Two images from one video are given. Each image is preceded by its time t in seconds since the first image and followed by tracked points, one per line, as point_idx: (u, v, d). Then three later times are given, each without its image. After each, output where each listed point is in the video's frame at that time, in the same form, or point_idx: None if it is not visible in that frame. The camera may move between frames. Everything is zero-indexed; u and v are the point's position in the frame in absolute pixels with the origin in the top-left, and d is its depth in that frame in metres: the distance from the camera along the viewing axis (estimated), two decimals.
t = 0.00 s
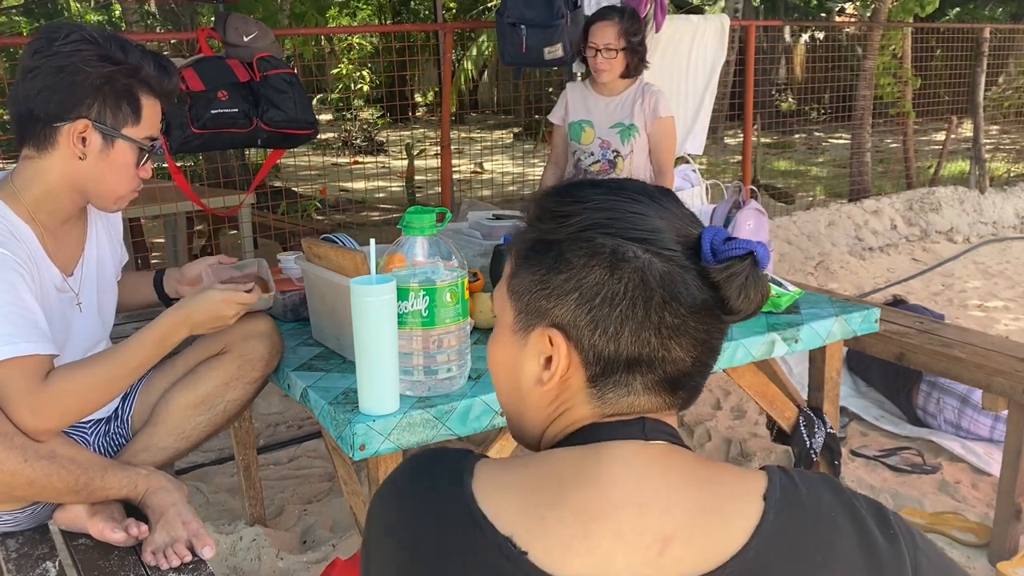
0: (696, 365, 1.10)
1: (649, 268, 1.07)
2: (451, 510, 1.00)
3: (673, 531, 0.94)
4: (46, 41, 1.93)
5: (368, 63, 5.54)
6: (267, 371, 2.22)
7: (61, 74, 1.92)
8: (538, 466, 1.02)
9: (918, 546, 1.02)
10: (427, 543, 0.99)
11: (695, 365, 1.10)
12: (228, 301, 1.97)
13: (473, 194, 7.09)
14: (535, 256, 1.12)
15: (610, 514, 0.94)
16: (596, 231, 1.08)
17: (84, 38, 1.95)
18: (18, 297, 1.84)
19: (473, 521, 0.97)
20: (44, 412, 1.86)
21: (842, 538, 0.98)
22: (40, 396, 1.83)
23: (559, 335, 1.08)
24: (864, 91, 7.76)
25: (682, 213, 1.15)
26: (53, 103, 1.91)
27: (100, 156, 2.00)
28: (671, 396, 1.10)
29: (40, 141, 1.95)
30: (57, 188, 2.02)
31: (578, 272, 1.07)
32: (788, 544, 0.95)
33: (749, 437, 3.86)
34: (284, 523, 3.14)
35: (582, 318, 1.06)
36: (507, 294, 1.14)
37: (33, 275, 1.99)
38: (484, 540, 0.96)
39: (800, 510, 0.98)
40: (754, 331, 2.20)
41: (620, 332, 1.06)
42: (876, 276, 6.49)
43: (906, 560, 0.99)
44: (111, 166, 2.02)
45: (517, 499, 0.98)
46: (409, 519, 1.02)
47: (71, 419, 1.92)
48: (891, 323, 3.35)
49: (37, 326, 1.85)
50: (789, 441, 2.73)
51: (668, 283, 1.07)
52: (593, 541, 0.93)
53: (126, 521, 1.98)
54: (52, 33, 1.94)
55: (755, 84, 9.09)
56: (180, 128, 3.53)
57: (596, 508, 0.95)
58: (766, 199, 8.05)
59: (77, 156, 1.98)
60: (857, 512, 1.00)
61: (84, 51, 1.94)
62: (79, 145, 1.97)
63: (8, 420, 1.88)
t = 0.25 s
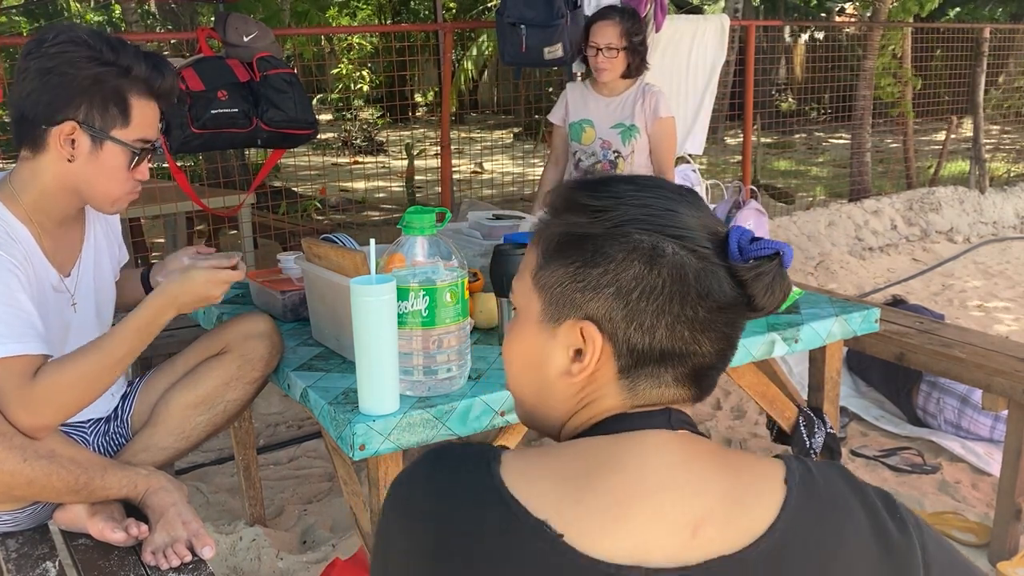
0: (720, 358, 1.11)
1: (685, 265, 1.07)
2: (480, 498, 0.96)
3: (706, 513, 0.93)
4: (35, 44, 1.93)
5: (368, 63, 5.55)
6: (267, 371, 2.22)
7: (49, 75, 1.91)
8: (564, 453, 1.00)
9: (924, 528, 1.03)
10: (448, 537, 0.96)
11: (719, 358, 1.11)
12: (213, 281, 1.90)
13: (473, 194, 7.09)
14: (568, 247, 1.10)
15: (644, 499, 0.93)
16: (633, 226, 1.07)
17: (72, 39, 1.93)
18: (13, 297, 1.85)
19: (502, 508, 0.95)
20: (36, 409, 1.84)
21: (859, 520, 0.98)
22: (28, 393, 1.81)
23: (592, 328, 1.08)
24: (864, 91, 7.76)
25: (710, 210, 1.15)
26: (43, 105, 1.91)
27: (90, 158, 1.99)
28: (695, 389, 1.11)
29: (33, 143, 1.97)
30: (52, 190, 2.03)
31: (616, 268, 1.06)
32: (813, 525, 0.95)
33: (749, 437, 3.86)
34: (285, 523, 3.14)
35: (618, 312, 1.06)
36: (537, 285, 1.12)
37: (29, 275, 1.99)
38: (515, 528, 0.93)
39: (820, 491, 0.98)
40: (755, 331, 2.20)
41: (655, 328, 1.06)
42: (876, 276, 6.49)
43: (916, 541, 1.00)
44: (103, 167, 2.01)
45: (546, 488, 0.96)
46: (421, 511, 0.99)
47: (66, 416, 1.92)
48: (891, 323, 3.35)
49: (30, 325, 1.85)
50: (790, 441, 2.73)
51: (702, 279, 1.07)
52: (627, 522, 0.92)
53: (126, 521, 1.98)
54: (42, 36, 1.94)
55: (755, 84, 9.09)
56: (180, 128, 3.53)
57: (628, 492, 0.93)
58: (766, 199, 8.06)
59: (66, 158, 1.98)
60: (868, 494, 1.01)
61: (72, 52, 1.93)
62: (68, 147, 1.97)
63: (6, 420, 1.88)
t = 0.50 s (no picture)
0: (735, 357, 1.14)
1: (712, 266, 1.08)
2: (497, 492, 0.96)
3: (732, 498, 0.95)
4: (36, 61, 1.98)
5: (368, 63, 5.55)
6: (267, 371, 2.22)
7: (46, 87, 1.95)
8: (589, 445, 1.01)
9: (921, 520, 1.08)
10: (460, 535, 0.96)
11: (735, 357, 1.14)
12: (178, 250, 1.89)
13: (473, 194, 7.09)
14: (598, 246, 1.10)
15: (671, 486, 0.94)
16: (663, 228, 1.08)
17: (69, 51, 1.97)
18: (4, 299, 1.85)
19: (532, 499, 0.94)
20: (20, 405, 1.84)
21: (869, 508, 1.02)
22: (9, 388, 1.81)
23: (620, 327, 1.08)
24: (864, 91, 7.76)
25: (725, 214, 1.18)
26: (41, 117, 1.95)
27: (86, 167, 1.99)
28: (711, 387, 1.13)
29: (35, 153, 1.99)
30: (51, 200, 2.03)
31: (648, 267, 1.06)
32: (829, 509, 0.98)
33: (749, 437, 3.86)
34: (285, 523, 3.14)
35: (648, 311, 1.06)
36: (563, 282, 1.11)
37: (25, 277, 2.00)
38: (551, 518, 0.93)
39: (832, 479, 1.02)
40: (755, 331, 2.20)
41: (683, 327, 1.07)
42: (876, 276, 6.49)
43: (916, 530, 1.05)
44: (98, 177, 2.01)
45: (575, 478, 0.96)
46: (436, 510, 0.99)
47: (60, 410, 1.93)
48: (891, 323, 3.35)
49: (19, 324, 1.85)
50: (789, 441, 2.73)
51: (727, 281, 1.09)
52: (657, 506, 0.93)
53: (126, 521, 1.97)
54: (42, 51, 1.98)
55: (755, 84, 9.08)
56: (180, 128, 3.53)
57: (656, 479, 0.95)
58: (767, 199, 8.06)
59: (64, 168, 1.99)
60: (873, 486, 1.05)
61: (66, 63, 1.96)
62: (66, 156, 1.97)
63: None
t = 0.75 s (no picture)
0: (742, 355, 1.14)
1: (721, 264, 1.09)
2: (500, 488, 0.97)
3: (739, 487, 0.95)
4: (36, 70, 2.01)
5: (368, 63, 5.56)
6: (267, 371, 2.22)
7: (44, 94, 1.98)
8: (596, 439, 1.02)
9: (918, 513, 1.09)
10: (468, 537, 0.96)
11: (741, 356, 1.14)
12: (156, 237, 1.85)
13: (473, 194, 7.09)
14: (609, 242, 1.10)
15: (681, 475, 0.95)
16: (673, 226, 1.09)
17: (60, 57, 1.98)
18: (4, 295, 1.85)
19: (544, 492, 0.94)
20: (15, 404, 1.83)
21: (870, 498, 1.02)
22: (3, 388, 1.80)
23: (631, 322, 1.08)
24: (864, 91, 7.77)
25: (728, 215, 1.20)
26: (41, 124, 1.99)
27: (83, 171, 2.00)
28: (718, 384, 1.13)
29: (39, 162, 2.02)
30: (57, 205, 2.04)
31: (659, 264, 1.07)
32: (833, 498, 0.99)
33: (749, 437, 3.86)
34: (285, 523, 3.14)
35: (659, 307, 1.06)
36: (573, 278, 1.11)
37: (26, 278, 1.99)
38: (563, 509, 0.93)
39: (834, 470, 1.02)
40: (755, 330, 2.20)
41: (693, 323, 1.07)
42: (876, 276, 6.49)
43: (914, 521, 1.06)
44: (93, 179, 2.01)
45: (584, 471, 0.96)
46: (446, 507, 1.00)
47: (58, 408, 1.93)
48: (892, 323, 3.35)
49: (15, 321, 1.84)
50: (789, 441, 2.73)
51: (736, 280, 1.10)
52: (667, 495, 0.93)
53: (126, 521, 1.97)
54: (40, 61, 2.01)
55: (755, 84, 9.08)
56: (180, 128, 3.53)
57: (664, 470, 0.95)
58: (767, 199, 8.06)
59: (64, 174, 2.00)
60: (872, 478, 1.06)
61: (58, 70, 1.97)
62: (64, 160, 1.98)
63: None
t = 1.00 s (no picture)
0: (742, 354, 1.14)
1: (721, 263, 1.09)
2: (502, 486, 0.96)
3: (740, 482, 0.95)
4: (36, 71, 2.00)
5: (368, 63, 5.56)
6: (267, 371, 2.22)
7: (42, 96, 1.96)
8: (597, 436, 1.02)
9: (916, 511, 1.09)
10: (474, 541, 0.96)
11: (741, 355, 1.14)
12: (133, 228, 1.80)
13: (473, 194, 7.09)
14: (611, 241, 1.10)
15: (680, 469, 0.95)
16: (674, 225, 1.10)
17: (57, 60, 1.96)
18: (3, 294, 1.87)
19: (546, 487, 0.94)
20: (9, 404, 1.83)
21: (869, 495, 1.02)
22: None
23: (632, 320, 1.08)
24: (864, 91, 7.78)
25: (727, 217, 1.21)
26: (37, 125, 1.98)
27: (73, 174, 1.99)
28: (718, 382, 1.13)
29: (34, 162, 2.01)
30: (52, 205, 2.04)
31: (660, 262, 1.07)
32: (831, 493, 0.99)
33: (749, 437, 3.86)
34: (284, 523, 3.14)
35: (659, 305, 1.06)
36: (574, 277, 1.11)
37: (30, 278, 2.01)
38: (567, 504, 0.93)
39: (833, 466, 1.02)
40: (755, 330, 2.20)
41: (694, 321, 1.07)
42: (876, 276, 6.49)
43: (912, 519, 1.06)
44: (84, 185, 1.99)
45: (585, 466, 0.96)
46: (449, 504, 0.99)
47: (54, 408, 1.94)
48: (892, 323, 3.35)
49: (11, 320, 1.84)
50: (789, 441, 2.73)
51: (736, 278, 1.10)
52: (666, 490, 0.93)
53: (126, 521, 1.97)
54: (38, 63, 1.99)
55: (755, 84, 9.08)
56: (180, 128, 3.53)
57: (665, 464, 0.95)
58: (767, 199, 8.07)
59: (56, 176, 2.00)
60: (870, 475, 1.06)
61: (54, 73, 1.95)
62: (56, 163, 1.98)
63: None
